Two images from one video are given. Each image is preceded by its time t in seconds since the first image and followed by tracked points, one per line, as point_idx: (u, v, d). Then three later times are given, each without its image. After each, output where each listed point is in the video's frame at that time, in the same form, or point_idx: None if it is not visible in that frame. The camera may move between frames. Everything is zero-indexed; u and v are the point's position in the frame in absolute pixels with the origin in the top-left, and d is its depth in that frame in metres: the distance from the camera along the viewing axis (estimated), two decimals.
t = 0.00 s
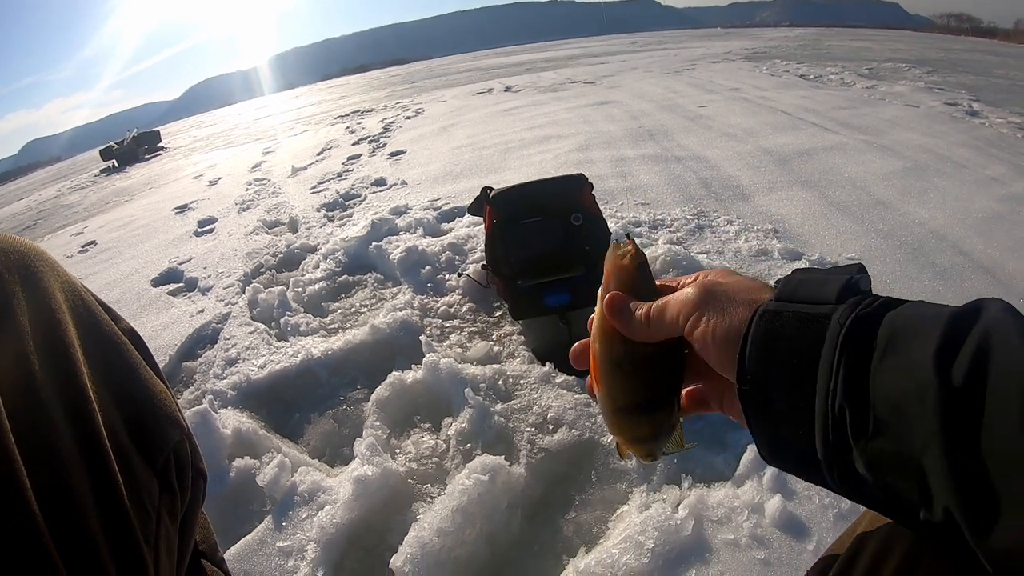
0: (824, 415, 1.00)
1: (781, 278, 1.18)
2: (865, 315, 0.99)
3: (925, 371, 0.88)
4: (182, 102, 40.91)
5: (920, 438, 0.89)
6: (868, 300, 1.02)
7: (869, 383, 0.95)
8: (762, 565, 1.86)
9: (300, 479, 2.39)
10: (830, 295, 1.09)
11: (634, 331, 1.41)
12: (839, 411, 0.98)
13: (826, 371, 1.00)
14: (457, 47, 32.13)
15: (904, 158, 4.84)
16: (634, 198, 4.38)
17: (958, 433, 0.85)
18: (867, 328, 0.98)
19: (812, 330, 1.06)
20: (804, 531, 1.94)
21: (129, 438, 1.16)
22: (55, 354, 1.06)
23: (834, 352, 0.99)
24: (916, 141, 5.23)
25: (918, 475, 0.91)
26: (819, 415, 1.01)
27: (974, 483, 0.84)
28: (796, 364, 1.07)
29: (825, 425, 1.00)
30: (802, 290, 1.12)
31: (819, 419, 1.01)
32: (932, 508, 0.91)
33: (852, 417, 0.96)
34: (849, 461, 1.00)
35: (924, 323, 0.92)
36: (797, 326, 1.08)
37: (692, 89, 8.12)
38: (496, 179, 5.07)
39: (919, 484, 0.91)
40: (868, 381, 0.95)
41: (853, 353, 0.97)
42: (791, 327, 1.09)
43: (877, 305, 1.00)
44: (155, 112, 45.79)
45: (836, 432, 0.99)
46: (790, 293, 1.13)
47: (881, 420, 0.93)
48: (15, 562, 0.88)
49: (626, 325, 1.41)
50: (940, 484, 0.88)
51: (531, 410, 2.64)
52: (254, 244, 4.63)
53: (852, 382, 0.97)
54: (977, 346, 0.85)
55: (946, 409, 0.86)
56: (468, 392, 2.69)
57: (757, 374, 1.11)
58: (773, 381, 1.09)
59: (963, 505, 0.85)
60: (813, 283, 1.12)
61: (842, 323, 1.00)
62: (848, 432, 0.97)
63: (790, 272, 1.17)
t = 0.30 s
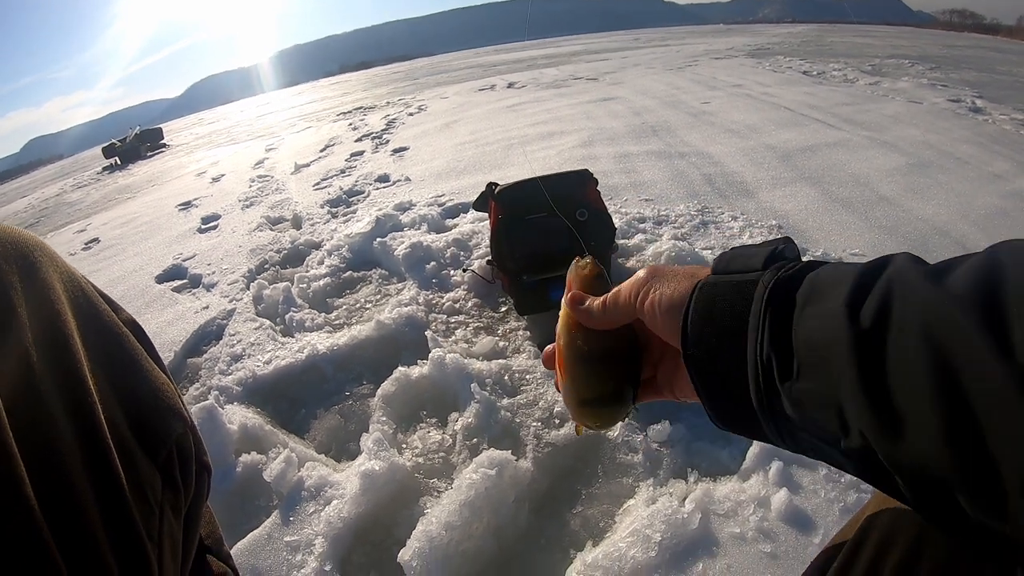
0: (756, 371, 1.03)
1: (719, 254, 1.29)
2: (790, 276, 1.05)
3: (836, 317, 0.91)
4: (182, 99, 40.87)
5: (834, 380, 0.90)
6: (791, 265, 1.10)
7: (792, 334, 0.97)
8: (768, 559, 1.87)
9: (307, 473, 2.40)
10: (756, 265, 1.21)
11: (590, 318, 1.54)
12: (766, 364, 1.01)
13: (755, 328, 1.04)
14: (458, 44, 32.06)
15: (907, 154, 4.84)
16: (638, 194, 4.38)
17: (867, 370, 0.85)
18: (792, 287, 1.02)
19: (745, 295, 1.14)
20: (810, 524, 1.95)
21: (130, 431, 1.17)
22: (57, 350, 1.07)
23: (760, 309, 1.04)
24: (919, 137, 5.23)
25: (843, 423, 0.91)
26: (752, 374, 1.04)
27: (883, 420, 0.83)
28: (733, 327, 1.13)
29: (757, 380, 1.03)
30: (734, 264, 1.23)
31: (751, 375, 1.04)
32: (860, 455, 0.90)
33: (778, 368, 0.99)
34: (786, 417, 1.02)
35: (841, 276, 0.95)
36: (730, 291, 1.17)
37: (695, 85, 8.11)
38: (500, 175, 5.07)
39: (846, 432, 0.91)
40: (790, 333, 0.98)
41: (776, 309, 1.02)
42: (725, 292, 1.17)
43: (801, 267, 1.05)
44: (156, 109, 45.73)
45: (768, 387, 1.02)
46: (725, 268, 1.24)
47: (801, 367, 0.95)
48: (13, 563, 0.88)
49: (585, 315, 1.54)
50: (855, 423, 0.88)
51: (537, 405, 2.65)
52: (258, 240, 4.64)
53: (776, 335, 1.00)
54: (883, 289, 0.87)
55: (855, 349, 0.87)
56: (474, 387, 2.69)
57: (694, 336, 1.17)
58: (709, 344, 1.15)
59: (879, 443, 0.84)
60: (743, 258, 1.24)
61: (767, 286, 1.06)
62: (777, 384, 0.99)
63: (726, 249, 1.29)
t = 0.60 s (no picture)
0: (743, 369, 1.06)
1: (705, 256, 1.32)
2: (777, 277, 1.08)
3: (825, 316, 0.94)
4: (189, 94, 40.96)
5: (821, 379, 0.92)
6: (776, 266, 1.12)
7: (780, 334, 1.00)
8: (776, 556, 1.88)
9: (317, 467, 2.41)
10: (743, 264, 1.22)
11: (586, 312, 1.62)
12: (754, 363, 1.04)
13: (742, 326, 1.07)
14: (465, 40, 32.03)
15: (917, 154, 4.82)
16: (648, 191, 4.38)
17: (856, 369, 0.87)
18: (779, 288, 1.06)
19: (730, 294, 1.17)
20: (819, 521, 1.95)
21: (131, 426, 1.20)
22: (57, 347, 1.08)
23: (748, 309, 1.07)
24: (929, 137, 5.21)
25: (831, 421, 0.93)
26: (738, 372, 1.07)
27: (870, 418, 0.85)
28: (715, 326, 1.16)
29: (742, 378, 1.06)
30: (719, 264, 1.26)
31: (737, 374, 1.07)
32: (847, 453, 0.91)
33: (765, 366, 1.01)
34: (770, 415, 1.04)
35: (830, 277, 0.98)
36: (714, 291, 1.20)
37: (704, 83, 8.09)
38: (510, 171, 5.08)
39: (834, 431, 0.92)
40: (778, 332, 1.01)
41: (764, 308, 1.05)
42: (709, 292, 1.21)
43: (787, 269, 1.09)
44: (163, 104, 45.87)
45: (753, 384, 1.05)
46: (710, 268, 1.27)
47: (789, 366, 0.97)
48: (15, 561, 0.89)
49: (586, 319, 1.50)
50: (843, 420, 0.89)
51: (547, 401, 2.66)
52: (268, 235, 4.66)
53: (762, 333, 1.03)
54: (871, 289, 0.90)
55: (843, 347, 0.89)
56: (484, 383, 2.71)
57: (678, 335, 1.21)
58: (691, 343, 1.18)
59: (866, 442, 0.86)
60: (729, 257, 1.26)
61: (754, 287, 1.09)
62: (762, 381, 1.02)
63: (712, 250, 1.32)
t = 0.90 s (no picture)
0: (786, 350, 1.14)
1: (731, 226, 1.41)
2: (827, 252, 1.15)
3: (895, 302, 0.99)
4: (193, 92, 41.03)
5: (891, 371, 0.98)
6: (821, 242, 1.19)
7: (841, 319, 1.07)
8: (777, 557, 1.87)
9: (317, 465, 2.41)
10: (785, 237, 1.28)
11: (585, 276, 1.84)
12: (805, 348, 1.10)
13: (790, 306, 1.15)
14: (469, 39, 32.03)
15: (920, 155, 4.80)
16: (651, 191, 4.37)
17: (931, 356, 0.92)
18: (832, 266, 1.12)
19: (767, 266, 1.24)
20: (820, 523, 1.95)
21: (130, 423, 1.21)
22: (60, 344, 1.07)
23: (795, 289, 1.14)
24: (933, 137, 5.18)
25: (895, 409, 0.99)
26: (781, 355, 1.15)
27: (943, 406, 0.91)
28: (756, 301, 1.23)
29: (789, 362, 1.13)
30: (757, 234, 1.32)
31: (781, 358, 1.14)
32: (916, 456, 0.97)
33: (818, 353, 1.08)
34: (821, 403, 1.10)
35: (894, 261, 1.04)
36: (749, 263, 1.28)
37: (708, 83, 8.08)
38: (512, 170, 5.06)
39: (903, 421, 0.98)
40: (837, 316, 1.07)
41: (816, 290, 1.12)
42: (744, 265, 1.28)
43: (836, 243, 1.17)
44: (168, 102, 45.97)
45: (804, 368, 1.11)
46: (746, 237, 1.33)
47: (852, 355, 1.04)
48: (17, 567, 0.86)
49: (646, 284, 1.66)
50: (914, 415, 0.94)
51: (548, 401, 2.65)
52: (270, 233, 4.66)
53: (815, 317, 1.10)
54: (947, 272, 0.95)
55: (919, 334, 0.94)
56: (485, 382, 2.70)
57: (710, 309, 1.29)
58: (723, 318, 1.27)
59: (940, 432, 0.91)
60: (766, 229, 1.32)
61: (801, 262, 1.16)
62: (817, 368, 1.08)
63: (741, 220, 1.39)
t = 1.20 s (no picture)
0: (800, 346, 1.11)
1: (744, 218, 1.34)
2: (842, 246, 1.12)
3: (908, 294, 0.98)
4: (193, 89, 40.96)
5: (906, 365, 0.97)
6: (837, 233, 1.16)
7: (854, 312, 1.04)
8: (780, 557, 1.87)
9: (318, 463, 2.40)
10: (800, 228, 1.23)
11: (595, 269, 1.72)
12: (817, 343, 1.08)
13: (805, 300, 1.11)
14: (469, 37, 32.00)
15: (921, 155, 4.80)
16: (652, 189, 4.36)
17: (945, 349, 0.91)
18: (847, 259, 1.09)
19: (781, 262, 1.19)
20: (821, 522, 1.95)
21: (135, 420, 1.22)
22: (68, 343, 1.04)
23: (810, 284, 1.11)
24: (934, 137, 5.18)
25: (911, 403, 0.97)
26: (795, 350, 1.12)
27: (958, 399, 0.90)
28: (772, 297, 1.18)
29: (804, 355, 1.10)
30: (772, 225, 1.26)
31: (796, 354, 1.12)
32: (932, 448, 0.96)
33: (832, 348, 1.06)
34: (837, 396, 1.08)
35: (907, 252, 1.03)
36: (762, 257, 1.22)
37: (709, 82, 8.07)
38: (513, 168, 5.06)
39: (919, 417, 0.96)
40: (850, 309, 1.05)
41: (831, 284, 1.08)
42: (758, 260, 1.22)
43: (850, 235, 1.14)
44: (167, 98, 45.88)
45: (819, 363, 1.09)
46: (760, 229, 1.27)
47: (865, 350, 1.02)
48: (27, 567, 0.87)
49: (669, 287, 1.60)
50: (931, 411, 0.93)
51: (550, 399, 2.65)
52: (271, 230, 4.64)
53: (828, 310, 1.07)
54: (961, 264, 0.94)
55: (934, 326, 0.93)
56: (487, 380, 2.69)
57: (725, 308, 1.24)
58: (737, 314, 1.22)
59: (956, 425, 0.90)
60: (781, 219, 1.26)
61: (816, 254, 1.13)
62: (832, 361, 1.06)
63: (753, 211, 1.32)
